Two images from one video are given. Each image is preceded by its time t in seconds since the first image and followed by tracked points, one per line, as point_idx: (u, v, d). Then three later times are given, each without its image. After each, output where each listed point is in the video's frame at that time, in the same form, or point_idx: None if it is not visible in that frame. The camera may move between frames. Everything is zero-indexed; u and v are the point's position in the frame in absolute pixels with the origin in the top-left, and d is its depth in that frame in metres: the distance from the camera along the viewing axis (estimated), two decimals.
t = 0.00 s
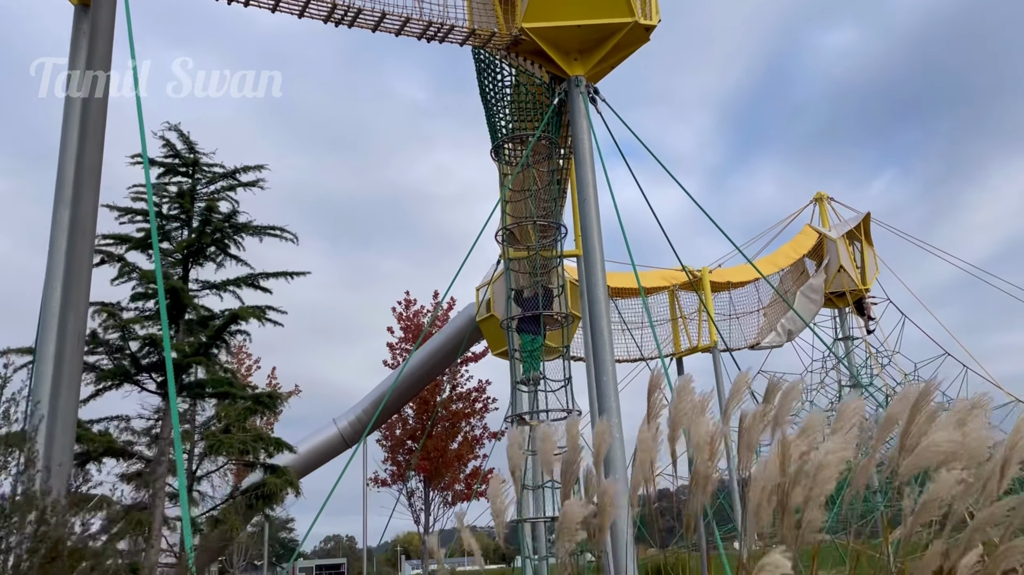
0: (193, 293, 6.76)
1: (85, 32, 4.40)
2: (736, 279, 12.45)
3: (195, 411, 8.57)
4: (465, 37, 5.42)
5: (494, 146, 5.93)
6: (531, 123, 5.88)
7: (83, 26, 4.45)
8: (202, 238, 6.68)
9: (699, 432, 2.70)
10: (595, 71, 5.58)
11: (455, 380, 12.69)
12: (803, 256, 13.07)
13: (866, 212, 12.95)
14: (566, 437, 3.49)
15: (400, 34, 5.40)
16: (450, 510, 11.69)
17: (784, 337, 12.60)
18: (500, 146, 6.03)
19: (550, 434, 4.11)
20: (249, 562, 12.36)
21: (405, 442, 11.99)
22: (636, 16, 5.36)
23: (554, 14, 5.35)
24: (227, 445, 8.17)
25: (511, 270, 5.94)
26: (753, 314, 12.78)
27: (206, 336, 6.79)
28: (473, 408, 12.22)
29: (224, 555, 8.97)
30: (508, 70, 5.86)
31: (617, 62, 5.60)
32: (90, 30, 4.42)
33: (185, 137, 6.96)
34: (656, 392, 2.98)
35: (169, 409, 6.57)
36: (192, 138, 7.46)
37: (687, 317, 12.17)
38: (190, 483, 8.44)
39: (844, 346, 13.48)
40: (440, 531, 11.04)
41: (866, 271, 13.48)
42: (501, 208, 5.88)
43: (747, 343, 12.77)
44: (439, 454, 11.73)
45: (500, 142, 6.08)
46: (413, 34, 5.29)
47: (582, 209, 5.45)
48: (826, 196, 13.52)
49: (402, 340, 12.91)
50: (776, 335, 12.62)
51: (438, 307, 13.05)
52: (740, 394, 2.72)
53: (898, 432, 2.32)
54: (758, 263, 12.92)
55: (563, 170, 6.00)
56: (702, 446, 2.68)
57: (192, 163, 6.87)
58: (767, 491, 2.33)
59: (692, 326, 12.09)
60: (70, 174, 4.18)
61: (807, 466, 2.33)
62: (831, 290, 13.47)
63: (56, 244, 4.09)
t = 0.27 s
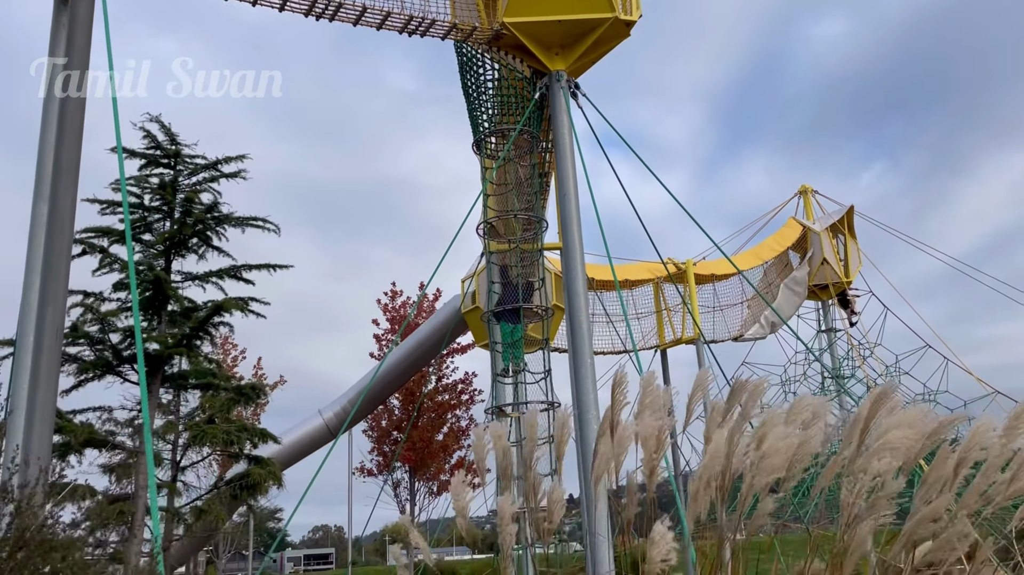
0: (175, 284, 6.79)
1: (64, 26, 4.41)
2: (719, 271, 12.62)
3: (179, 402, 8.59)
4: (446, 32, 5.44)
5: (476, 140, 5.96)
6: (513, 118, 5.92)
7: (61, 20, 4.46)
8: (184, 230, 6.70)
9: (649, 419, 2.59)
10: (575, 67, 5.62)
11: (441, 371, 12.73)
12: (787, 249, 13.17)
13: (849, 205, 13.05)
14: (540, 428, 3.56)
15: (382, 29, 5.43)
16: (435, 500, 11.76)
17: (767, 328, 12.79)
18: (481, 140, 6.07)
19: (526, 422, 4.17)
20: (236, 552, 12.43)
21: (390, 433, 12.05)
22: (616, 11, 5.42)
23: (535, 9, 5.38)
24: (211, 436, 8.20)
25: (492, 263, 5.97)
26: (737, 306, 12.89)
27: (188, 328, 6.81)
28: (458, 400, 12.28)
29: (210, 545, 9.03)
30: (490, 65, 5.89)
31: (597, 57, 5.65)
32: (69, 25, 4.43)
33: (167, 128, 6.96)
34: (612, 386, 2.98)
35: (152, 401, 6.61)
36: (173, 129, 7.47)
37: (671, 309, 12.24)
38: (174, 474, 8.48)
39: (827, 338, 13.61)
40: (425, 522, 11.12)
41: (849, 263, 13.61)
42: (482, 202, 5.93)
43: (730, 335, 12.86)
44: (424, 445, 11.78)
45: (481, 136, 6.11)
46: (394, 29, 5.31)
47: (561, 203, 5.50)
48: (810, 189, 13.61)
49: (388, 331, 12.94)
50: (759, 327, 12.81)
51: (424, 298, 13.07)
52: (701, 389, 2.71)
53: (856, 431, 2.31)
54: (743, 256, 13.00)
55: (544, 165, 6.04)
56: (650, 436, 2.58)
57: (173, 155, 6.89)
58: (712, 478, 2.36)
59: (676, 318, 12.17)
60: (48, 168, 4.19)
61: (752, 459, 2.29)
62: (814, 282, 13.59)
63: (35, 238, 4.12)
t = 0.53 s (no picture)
0: (157, 276, 6.82)
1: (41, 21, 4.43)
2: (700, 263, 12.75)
3: (162, 392, 8.61)
4: (426, 27, 5.47)
5: (456, 135, 6.00)
6: (493, 112, 5.96)
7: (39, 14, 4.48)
8: (165, 222, 6.72)
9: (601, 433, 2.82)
10: (554, 62, 5.67)
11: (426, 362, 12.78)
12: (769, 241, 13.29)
13: (831, 198, 13.19)
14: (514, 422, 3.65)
15: (362, 23, 5.46)
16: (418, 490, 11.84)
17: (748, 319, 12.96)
18: (461, 135, 6.11)
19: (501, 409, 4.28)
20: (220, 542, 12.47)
21: (375, 423, 12.10)
22: (594, 8, 5.49)
23: (515, 4, 5.43)
24: (194, 426, 8.24)
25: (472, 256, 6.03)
26: (719, 297, 13.04)
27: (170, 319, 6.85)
28: (443, 391, 12.34)
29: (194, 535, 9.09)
30: (470, 59, 5.93)
31: (576, 53, 5.70)
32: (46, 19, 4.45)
33: (149, 120, 6.97)
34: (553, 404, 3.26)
35: (134, 392, 6.65)
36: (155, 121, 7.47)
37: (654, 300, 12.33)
38: (157, 464, 8.51)
39: (808, 329, 13.76)
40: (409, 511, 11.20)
41: (830, 255, 13.75)
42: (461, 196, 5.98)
43: (712, 326, 12.99)
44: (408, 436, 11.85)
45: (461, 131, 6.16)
46: (374, 24, 5.35)
47: (540, 197, 5.56)
48: (792, 181, 13.74)
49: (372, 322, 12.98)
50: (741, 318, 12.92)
51: (409, 289, 13.10)
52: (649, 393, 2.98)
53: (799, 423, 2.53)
54: (725, 248, 13.11)
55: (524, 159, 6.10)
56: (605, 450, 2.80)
57: (155, 147, 6.90)
58: (681, 485, 2.46)
59: (659, 309, 12.26)
60: (24, 163, 4.18)
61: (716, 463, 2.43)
62: (795, 274, 13.72)
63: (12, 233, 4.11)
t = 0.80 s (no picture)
0: (136, 269, 6.78)
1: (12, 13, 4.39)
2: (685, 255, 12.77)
3: (144, 385, 8.59)
4: (404, 20, 5.45)
5: (435, 128, 5.99)
6: (472, 106, 5.96)
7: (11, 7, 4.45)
8: (144, 215, 6.67)
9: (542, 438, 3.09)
10: (533, 57, 5.66)
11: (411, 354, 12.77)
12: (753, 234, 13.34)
13: (814, 191, 13.23)
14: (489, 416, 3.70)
15: (340, 16, 5.45)
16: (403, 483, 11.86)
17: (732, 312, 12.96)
18: (441, 128, 6.10)
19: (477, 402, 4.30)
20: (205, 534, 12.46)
21: (359, 416, 12.10)
22: (574, 2, 5.48)
23: None
24: (176, 420, 8.21)
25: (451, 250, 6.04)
26: (703, 289, 13.06)
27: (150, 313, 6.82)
28: (427, 383, 12.34)
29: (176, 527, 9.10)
30: (450, 52, 5.92)
31: (556, 47, 5.69)
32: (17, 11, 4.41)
33: (128, 112, 6.91)
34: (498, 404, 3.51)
35: (113, 385, 6.63)
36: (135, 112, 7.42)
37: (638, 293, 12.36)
38: (139, 457, 8.49)
39: (792, 321, 13.83)
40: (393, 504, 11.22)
41: (813, 248, 13.81)
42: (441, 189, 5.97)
43: (696, 319, 12.99)
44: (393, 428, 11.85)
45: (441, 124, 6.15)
46: (352, 17, 5.34)
47: (519, 190, 5.57)
48: (776, 174, 13.78)
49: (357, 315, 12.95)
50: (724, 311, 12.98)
51: (394, 282, 13.08)
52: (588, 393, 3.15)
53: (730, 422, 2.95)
54: (709, 241, 13.16)
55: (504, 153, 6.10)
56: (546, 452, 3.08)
57: (134, 139, 6.85)
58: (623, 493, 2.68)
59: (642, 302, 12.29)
60: None
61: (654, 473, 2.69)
62: (779, 267, 13.78)
63: None
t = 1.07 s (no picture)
0: (110, 259, 6.74)
1: None
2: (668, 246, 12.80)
3: (122, 376, 8.55)
4: (378, 10, 5.42)
5: (410, 118, 5.97)
6: (447, 96, 5.94)
7: None
8: (118, 205, 6.63)
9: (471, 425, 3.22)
10: (509, 47, 5.64)
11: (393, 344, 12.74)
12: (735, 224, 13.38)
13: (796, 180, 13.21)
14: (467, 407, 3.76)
15: (313, 6, 5.42)
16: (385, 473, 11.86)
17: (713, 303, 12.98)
18: (416, 119, 6.08)
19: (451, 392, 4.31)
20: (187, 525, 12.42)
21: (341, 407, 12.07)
22: None
23: None
24: (154, 410, 8.17)
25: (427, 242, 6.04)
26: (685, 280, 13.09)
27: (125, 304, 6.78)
28: (410, 374, 12.32)
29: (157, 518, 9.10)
30: (425, 42, 5.88)
31: (531, 38, 5.68)
32: None
33: (101, 101, 6.85)
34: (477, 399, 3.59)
35: (88, 376, 6.60)
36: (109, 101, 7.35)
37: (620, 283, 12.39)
38: (117, 448, 8.45)
39: (773, 311, 13.90)
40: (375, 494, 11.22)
41: (795, 238, 13.86)
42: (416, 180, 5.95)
43: (678, 309, 13.09)
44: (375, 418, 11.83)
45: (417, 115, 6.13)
46: (325, 6, 5.32)
47: (495, 181, 5.55)
48: (759, 164, 13.81)
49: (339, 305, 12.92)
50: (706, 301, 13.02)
51: (376, 272, 13.05)
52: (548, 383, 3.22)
53: (675, 410, 2.84)
54: (691, 231, 13.21)
55: (480, 144, 6.08)
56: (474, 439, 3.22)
57: (108, 129, 6.79)
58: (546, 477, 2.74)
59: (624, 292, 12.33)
60: None
61: (572, 458, 2.69)
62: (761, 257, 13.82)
63: None
